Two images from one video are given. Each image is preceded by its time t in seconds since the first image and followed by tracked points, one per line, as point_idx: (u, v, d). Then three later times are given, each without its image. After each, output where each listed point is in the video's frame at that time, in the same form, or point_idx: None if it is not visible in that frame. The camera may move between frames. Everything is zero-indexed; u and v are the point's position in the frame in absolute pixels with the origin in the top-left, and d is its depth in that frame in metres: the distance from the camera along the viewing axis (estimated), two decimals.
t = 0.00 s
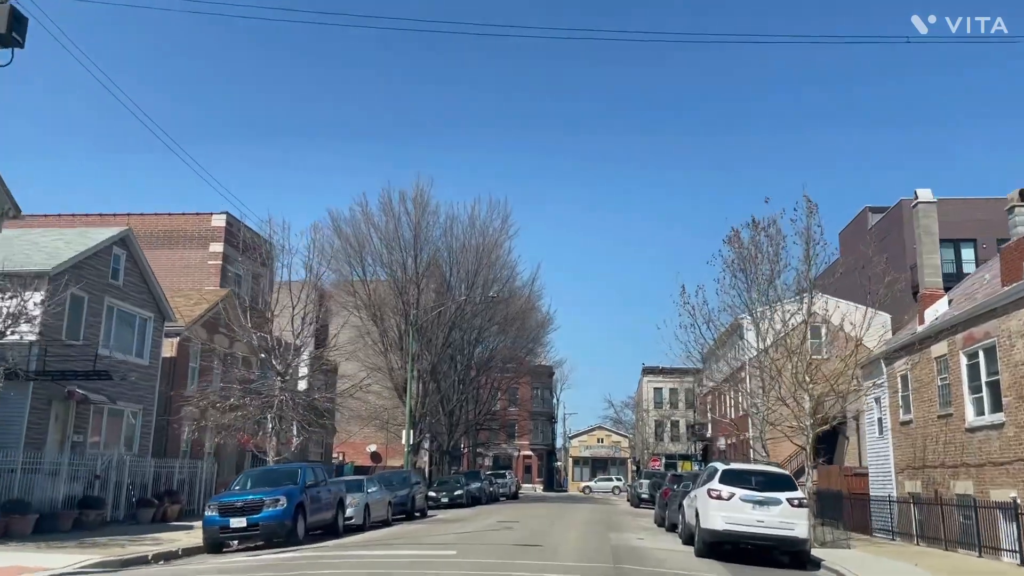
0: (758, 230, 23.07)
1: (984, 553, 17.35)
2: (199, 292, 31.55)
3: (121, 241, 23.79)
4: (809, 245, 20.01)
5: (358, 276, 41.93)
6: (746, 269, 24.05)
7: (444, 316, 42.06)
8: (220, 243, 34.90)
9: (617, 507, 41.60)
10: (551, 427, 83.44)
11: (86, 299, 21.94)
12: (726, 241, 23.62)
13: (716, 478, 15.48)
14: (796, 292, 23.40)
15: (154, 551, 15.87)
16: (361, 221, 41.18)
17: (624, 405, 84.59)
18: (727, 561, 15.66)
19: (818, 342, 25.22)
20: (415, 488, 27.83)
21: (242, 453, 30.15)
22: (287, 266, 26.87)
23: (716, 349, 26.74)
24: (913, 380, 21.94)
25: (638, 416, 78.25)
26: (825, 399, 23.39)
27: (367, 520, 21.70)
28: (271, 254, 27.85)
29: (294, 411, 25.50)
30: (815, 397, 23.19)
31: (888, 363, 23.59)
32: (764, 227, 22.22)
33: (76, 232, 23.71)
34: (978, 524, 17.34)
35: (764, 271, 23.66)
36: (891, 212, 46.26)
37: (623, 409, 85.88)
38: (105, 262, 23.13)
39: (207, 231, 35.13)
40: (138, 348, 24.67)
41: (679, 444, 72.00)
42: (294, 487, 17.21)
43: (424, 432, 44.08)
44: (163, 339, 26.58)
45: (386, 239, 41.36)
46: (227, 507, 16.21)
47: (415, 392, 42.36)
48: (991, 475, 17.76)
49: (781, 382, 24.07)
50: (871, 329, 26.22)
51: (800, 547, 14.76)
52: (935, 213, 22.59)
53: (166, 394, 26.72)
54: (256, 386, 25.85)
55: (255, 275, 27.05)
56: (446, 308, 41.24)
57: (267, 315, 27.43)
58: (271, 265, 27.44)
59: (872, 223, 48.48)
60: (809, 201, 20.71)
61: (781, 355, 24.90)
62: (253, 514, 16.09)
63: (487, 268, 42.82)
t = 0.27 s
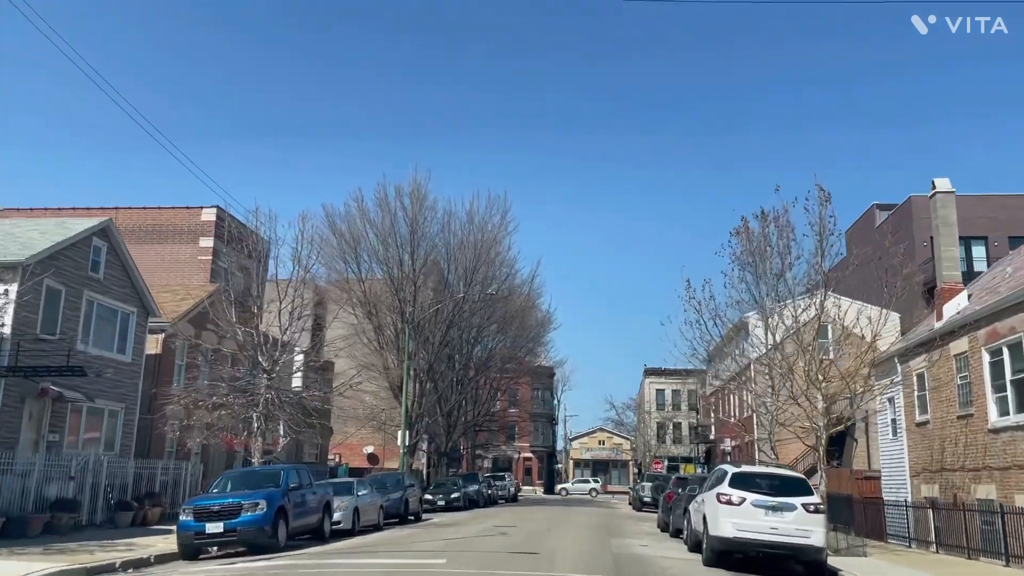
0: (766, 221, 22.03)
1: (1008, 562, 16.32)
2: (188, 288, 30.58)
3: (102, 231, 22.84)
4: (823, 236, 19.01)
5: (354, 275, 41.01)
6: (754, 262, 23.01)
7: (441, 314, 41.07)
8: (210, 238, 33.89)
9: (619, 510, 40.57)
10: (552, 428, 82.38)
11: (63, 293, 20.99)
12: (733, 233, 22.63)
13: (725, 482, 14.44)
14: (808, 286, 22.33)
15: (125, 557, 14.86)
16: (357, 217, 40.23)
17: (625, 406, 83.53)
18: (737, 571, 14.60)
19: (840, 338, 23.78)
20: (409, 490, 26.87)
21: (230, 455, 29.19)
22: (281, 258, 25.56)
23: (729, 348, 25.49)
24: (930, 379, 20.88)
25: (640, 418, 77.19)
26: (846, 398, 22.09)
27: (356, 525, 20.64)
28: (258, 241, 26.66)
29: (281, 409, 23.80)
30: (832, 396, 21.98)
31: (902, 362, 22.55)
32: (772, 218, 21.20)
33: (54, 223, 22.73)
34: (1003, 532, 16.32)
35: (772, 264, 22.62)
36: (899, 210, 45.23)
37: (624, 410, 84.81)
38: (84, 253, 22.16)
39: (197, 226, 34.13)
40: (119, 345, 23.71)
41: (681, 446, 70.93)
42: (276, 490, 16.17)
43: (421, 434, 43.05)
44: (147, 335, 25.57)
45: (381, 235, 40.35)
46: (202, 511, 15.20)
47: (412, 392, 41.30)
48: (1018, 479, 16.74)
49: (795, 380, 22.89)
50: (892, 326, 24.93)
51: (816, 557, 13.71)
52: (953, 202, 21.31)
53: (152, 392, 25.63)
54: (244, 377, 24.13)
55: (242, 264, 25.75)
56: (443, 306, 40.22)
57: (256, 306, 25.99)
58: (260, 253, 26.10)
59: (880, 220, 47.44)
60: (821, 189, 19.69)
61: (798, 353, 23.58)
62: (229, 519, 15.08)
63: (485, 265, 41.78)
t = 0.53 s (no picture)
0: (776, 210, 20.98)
1: None
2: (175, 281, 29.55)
3: (80, 220, 21.81)
4: (838, 223, 17.95)
5: (349, 271, 39.74)
6: (763, 254, 21.83)
7: (437, 311, 39.96)
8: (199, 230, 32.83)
9: (621, 512, 39.48)
10: (552, 428, 81.27)
11: (36, 283, 19.95)
12: (741, 223, 21.65)
13: (737, 484, 13.32)
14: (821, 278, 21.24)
15: (89, 564, 13.79)
16: (351, 211, 38.88)
17: (626, 406, 82.35)
18: None
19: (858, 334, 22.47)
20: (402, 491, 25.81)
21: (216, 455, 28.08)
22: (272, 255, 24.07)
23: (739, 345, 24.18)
24: (950, 376, 19.77)
25: (642, 419, 76.06)
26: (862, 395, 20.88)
27: (344, 529, 19.52)
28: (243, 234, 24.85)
29: (266, 407, 22.39)
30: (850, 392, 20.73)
31: (919, 358, 21.44)
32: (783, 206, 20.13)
33: (29, 210, 21.67)
34: None
35: (783, 255, 21.51)
36: (909, 205, 44.10)
37: (626, 411, 83.69)
38: (60, 242, 21.13)
39: (185, 218, 33.07)
40: (97, 339, 22.64)
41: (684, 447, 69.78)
42: (253, 492, 15.09)
43: (417, 433, 41.97)
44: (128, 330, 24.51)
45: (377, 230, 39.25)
46: (172, 515, 14.11)
47: (408, 390, 40.20)
48: None
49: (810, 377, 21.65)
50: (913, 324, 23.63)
51: (835, 566, 12.59)
52: (974, 190, 20.15)
53: (133, 387, 24.45)
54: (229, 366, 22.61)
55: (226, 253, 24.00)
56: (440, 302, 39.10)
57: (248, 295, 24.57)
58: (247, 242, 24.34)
59: (888, 216, 46.31)
60: (837, 173, 18.68)
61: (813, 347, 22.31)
62: (200, 523, 13.99)
63: (484, 261, 40.63)
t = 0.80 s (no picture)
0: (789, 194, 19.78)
1: None
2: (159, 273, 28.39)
3: (53, 205, 20.69)
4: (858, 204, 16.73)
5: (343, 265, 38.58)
6: (774, 243, 20.64)
7: (434, 306, 38.76)
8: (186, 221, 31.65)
9: (623, 513, 38.32)
10: (553, 428, 80.02)
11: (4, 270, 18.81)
12: (750, 208, 20.55)
13: (753, 485, 12.12)
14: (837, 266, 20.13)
15: (42, 571, 12.61)
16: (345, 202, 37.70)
17: (628, 406, 81.10)
18: None
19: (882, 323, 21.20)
20: (394, 492, 24.61)
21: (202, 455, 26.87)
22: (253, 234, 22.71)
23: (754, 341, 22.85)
24: (975, 370, 18.53)
25: (644, 418, 74.80)
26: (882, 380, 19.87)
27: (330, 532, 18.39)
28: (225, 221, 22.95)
29: (247, 401, 20.99)
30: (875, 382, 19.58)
31: (940, 352, 20.21)
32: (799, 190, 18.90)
33: None
34: None
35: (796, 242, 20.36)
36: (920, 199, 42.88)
37: (628, 410, 82.43)
38: (31, 228, 20.00)
39: (172, 209, 31.92)
40: (71, 332, 21.47)
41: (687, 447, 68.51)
42: (225, 493, 13.90)
43: (413, 432, 40.75)
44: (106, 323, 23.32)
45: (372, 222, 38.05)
46: (135, 518, 12.94)
47: (404, 387, 39.00)
48: None
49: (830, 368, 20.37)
50: (942, 319, 22.32)
51: None
52: (1000, 171, 19.15)
53: (109, 383, 23.18)
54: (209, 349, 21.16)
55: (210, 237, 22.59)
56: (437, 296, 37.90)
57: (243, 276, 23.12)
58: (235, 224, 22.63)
59: (897, 210, 45.08)
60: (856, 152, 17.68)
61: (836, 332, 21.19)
62: (164, 528, 12.81)
63: (482, 255, 39.37)
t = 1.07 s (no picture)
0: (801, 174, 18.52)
1: None
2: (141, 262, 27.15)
3: (20, 186, 19.50)
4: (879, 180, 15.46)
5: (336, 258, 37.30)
6: (786, 228, 19.38)
7: (428, 299, 37.48)
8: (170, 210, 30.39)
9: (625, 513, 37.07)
10: (553, 426, 78.77)
11: None
12: (760, 190, 19.34)
13: (771, 485, 10.87)
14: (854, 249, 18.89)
15: None
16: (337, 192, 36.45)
17: (629, 403, 79.92)
18: None
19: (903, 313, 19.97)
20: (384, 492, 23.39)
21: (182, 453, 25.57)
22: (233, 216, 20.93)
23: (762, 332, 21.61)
24: (1003, 362, 17.28)
25: (646, 416, 73.54)
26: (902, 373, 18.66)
27: (311, 535, 17.19)
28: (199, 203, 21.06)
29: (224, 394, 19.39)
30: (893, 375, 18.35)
31: (964, 343, 18.95)
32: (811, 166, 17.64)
33: None
34: None
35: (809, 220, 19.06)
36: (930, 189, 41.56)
37: (629, 408, 81.17)
38: None
39: (156, 196, 30.67)
40: (40, 322, 20.24)
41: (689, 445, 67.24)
42: (189, 493, 12.65)
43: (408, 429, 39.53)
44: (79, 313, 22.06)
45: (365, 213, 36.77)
46: (87, 522, 11.72)
47: (398, 383, 37.75)
48: None
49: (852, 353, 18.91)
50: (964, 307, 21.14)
51: None
52: None
53: (78, 376, 21.68)
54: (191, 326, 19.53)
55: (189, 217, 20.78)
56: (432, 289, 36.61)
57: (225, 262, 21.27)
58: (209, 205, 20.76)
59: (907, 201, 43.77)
60: (878, 125, 16.54)
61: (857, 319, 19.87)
62: (118, 532, 11.59)
63: (479, 247, 38.09)
